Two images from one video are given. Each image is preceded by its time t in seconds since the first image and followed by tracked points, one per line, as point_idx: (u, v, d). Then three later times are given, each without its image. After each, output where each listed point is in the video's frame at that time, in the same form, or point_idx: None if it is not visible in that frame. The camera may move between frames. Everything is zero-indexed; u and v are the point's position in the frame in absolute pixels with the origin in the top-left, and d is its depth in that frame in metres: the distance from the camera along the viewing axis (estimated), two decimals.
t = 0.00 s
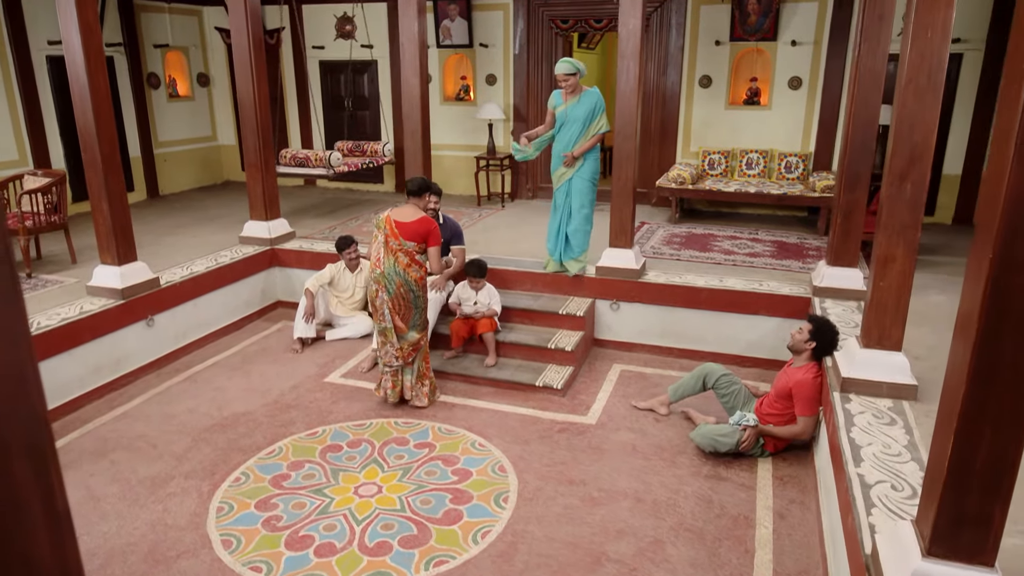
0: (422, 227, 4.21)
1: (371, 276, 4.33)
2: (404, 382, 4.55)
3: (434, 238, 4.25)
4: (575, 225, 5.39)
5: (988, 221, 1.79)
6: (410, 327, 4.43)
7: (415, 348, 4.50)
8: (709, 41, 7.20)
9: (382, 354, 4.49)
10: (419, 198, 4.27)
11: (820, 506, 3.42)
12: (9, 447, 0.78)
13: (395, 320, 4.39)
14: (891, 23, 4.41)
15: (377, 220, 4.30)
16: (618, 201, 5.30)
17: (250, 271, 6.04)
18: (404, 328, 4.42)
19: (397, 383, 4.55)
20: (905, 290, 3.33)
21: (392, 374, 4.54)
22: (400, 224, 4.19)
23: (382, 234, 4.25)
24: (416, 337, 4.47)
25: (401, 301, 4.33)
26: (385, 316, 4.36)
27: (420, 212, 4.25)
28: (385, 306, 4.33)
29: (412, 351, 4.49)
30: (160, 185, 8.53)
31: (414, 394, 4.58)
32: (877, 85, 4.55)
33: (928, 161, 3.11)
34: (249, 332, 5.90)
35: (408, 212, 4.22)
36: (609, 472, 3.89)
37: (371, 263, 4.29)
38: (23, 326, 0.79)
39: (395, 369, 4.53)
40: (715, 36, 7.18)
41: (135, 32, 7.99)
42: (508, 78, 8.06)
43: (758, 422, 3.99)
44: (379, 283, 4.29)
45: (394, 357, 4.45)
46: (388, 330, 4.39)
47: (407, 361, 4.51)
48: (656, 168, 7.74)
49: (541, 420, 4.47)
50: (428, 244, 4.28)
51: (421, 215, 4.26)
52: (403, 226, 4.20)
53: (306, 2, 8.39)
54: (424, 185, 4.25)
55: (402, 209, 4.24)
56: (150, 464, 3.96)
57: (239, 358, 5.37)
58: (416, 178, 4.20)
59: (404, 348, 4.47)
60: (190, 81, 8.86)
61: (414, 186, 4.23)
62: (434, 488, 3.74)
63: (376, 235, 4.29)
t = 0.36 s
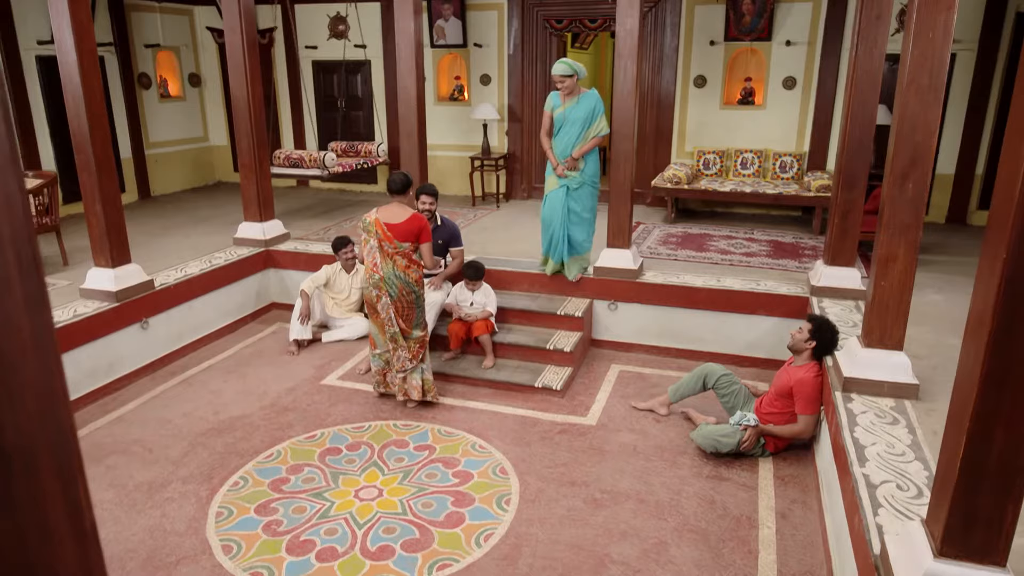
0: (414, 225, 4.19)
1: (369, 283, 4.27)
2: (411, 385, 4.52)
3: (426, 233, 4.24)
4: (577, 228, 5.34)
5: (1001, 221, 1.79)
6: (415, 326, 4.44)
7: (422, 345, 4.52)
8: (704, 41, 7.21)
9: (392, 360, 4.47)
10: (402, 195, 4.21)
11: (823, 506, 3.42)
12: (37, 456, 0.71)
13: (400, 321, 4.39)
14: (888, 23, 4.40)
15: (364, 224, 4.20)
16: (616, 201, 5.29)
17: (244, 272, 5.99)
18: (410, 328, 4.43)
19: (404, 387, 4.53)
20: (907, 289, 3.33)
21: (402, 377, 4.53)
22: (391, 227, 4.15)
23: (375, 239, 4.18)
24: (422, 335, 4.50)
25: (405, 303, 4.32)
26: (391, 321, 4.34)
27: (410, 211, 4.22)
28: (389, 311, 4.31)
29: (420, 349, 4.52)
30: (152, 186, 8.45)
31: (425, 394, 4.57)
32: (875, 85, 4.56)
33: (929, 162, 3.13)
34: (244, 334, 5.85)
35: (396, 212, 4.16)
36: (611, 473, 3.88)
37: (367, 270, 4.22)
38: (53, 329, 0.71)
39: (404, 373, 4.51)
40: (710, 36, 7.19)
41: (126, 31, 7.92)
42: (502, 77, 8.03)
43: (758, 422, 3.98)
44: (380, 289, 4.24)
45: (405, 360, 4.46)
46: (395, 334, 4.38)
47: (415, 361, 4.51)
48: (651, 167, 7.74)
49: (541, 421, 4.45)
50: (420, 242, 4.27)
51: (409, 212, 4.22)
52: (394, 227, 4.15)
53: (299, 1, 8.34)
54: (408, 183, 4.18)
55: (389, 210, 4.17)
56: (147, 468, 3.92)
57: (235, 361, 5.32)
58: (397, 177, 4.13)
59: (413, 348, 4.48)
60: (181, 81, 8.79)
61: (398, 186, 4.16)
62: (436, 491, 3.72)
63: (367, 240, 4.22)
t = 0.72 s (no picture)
0: (394, 224, 4.29)
1: (352, 283, 4.31)
2: (397, 383, 4.55)
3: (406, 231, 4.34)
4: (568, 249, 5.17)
5: (1012, 219, 1.79)
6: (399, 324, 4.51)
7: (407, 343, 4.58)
8: (697, 41, 7.23)
9: (379, 360, 4.49)
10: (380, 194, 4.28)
11: (824, 504, 3.43)
12: (65, 467, 0.68)
13: (384, 319, 4.45)
14: (883, 23, 4.44)
15: (344, 226, 4.26)
16: (612, 201, 5.29)
17: (238, 274, 5.94)
18: (395, 326, 4.49)
19: (392, 386, 4.58)
20: (907, 288, 3.35)
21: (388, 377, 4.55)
22: (373, 226, 4.21)
23: (356, 239, 4.24)
24: (406, 333, 4.56)
25: (388, 301, 4.40)
26: (376, 320, 4.40)
27: (388, 210, 4.30)
28: (374, 310, 4.38)
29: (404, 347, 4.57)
30: (142, 187, 8.37)
31: (412, 392, 4.62)
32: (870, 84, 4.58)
33: (929, 161, 3.14)
34: (238, 336, 5.80)
35: (376, 212, 4.24)
36: (612, 474, 3.87)
37: (350, 270, 4.26)
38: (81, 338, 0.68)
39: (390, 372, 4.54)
40: (703, 36, 7.21)
41: (115, 31, 7.84)
42: (496, 77, 8.01)
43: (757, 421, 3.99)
44: (363, 288, 4.30)
45: (394, 359, 4.49)
46: (382, 334, 4.43)
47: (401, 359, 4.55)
48: (645, 167, 7.75)
49: (540, 422, 4.44)
50: (400, 241, 4.35)
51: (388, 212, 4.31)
52: (376, 226, 4.23)
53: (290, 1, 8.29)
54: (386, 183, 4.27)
55: (369, 209, 4.24)
56: (142, 473, 3.87)
57: (230, 363, 5.27)
58: (374, 176, 4.20)
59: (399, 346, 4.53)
60: (171, 81, 8.71)
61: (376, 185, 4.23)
62: (436, 494, 3.69)
63: (348, 240, 4.26)
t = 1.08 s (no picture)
0: (387, 224, 4.29)
1: (345, 283, 4.29)
2: (379, 382, 4.59)
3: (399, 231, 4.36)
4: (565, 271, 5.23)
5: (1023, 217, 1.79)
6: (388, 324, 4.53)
7: (393, 343, 4.61)
8: (691, 41, 7.24)
9: (364, 361, 4.47)
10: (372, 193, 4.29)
11: (827, 504, 3.43)
12: (99, 481, 0.66)
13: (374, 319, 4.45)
14: (879, 23, 4.45)
15: (338, 225, 4.23)
16: (609, 201, 5.28)
17: (232, 276, 5.90)
18: (385, 326, 4.51)
19: (371, 384, 4.54)
20: (907, 288, 3.36)
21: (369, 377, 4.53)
22: (367, 226, 4.21)
23: (350, 238, 4.23)
24: (394, 332, 4.60)
25: (382, 301, 4.42)
26: (368, 320, 4.39)
27: (382, 210, 4.30)
28: (367, 310, 4.37)
29: (389, 347, 4.58)
30: (133, 189, 8.29)
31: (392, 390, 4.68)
32: (866, 85, 4.59)
33: (930, 161, 3.15)
34: (233, 339, 5.75)
35: (370, 212, 4.23)
36: (613, 475, 3.86)
37: (343, 270, 4.24)
38: (113, 345, 0.66)
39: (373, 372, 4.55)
40: (697, 36, 7.21)
41: (105, 31, 7.75)
42: (489, 77, 7.99)
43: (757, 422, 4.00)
44: (357, 288, 4.29)
45: (380, 358, 4.52)
46: (372, 334, 4.43)
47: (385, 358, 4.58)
48: (639, 167, 7.76)
49: (540, 423, 4.42)
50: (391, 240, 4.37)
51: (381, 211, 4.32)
52: (370, 226, 4.23)
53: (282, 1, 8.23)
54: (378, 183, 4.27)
55: (362, 208, 4.23)
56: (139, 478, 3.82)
57: (225, 366, 5.23)
58: (367, 175, 4.19)
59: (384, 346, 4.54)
60: (161, 81, 8.63)
61: (369, 184, 4.24)
62: (437, 496, 3.67)
63: (341, 240, 4.25)
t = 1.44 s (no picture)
0: (388, 224, 4.28)
1: (346, 283, 4.26)
2: (383, 381, 4.56)
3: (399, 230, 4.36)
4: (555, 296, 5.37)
5: None
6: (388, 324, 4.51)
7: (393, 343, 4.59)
8: (684, 41, 7.25)
9: (362, 360, 4.44)
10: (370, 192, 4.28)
11: (829, 502, 3.44)
12: (138, 494, 0.63)
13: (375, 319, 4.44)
14: (874, 23, 4.46)
15: (338, 225, 4.21)
16: (605, 201, 5.27)
17: (225, 278, 5.84)
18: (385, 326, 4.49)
19: (374, 384, 4.51)
20: (907, 287, 3.37)
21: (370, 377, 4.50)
22: (367, 225, 4.19)
23: (351, 238, 4.20)
24: (394, 332, 4.58)
25: (383, 301, 4.41)
26: (369, 320, 4.37)
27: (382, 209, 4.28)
28: (368, 310, 4.35)
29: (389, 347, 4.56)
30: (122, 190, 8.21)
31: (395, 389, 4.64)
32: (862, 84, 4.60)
33: (929, 160, 3.16)
34: (227, 341, 5.70)
35: (371, 211, 4.23)
36: (614, 476, 3.85)
37: (345, 270, 4.22)
38: (150, 351, 0.64)
39: (375, 371, 4.53)
40: (690, 36, 7.22)
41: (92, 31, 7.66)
42: (482, 78, 7.97)
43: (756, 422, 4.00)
44: (359, 288, 4.27)
45: (381, 358, 4.49)
46: (373, 333, 4.41)
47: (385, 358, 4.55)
48: (633, 167, 7.76)
49: (539, 424, 4.41)
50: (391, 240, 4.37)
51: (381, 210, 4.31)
52: (371, 225, 4.22)
53: None
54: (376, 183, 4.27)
55: (363, 207, 4.23)
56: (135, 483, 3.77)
57: (220, 369, 5.18)
58: (364, 173, 4.20)
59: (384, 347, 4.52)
60: (150, 82, 8.54)
61: (368, 182, 4.23)
62: (438, 499, 3.64)
63: (341, 240, 4.23)
